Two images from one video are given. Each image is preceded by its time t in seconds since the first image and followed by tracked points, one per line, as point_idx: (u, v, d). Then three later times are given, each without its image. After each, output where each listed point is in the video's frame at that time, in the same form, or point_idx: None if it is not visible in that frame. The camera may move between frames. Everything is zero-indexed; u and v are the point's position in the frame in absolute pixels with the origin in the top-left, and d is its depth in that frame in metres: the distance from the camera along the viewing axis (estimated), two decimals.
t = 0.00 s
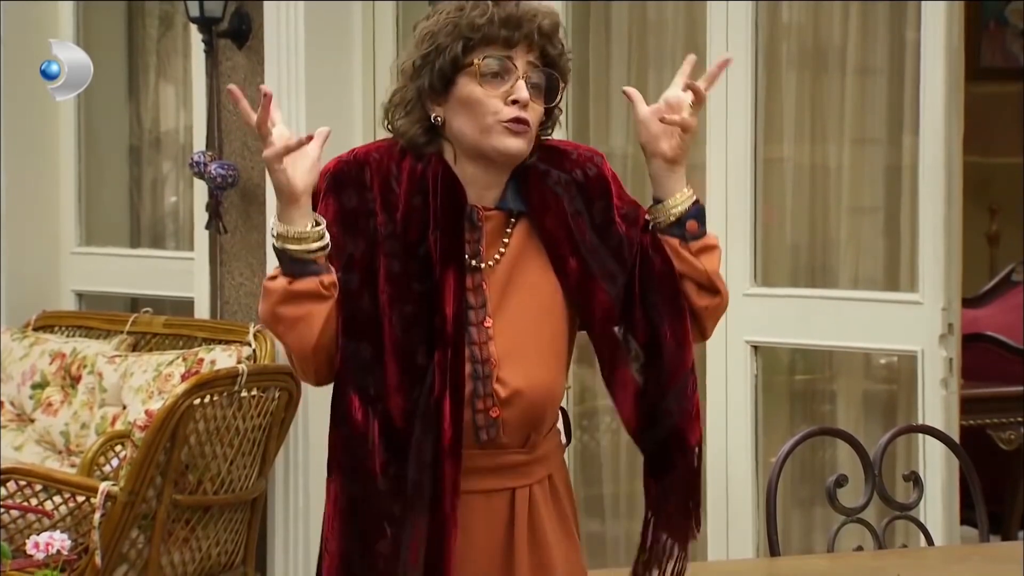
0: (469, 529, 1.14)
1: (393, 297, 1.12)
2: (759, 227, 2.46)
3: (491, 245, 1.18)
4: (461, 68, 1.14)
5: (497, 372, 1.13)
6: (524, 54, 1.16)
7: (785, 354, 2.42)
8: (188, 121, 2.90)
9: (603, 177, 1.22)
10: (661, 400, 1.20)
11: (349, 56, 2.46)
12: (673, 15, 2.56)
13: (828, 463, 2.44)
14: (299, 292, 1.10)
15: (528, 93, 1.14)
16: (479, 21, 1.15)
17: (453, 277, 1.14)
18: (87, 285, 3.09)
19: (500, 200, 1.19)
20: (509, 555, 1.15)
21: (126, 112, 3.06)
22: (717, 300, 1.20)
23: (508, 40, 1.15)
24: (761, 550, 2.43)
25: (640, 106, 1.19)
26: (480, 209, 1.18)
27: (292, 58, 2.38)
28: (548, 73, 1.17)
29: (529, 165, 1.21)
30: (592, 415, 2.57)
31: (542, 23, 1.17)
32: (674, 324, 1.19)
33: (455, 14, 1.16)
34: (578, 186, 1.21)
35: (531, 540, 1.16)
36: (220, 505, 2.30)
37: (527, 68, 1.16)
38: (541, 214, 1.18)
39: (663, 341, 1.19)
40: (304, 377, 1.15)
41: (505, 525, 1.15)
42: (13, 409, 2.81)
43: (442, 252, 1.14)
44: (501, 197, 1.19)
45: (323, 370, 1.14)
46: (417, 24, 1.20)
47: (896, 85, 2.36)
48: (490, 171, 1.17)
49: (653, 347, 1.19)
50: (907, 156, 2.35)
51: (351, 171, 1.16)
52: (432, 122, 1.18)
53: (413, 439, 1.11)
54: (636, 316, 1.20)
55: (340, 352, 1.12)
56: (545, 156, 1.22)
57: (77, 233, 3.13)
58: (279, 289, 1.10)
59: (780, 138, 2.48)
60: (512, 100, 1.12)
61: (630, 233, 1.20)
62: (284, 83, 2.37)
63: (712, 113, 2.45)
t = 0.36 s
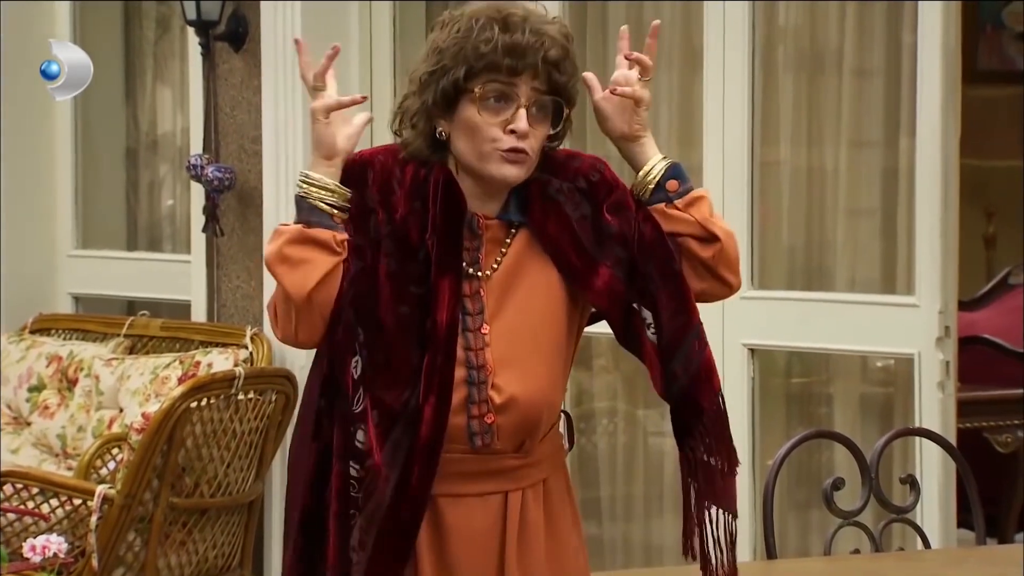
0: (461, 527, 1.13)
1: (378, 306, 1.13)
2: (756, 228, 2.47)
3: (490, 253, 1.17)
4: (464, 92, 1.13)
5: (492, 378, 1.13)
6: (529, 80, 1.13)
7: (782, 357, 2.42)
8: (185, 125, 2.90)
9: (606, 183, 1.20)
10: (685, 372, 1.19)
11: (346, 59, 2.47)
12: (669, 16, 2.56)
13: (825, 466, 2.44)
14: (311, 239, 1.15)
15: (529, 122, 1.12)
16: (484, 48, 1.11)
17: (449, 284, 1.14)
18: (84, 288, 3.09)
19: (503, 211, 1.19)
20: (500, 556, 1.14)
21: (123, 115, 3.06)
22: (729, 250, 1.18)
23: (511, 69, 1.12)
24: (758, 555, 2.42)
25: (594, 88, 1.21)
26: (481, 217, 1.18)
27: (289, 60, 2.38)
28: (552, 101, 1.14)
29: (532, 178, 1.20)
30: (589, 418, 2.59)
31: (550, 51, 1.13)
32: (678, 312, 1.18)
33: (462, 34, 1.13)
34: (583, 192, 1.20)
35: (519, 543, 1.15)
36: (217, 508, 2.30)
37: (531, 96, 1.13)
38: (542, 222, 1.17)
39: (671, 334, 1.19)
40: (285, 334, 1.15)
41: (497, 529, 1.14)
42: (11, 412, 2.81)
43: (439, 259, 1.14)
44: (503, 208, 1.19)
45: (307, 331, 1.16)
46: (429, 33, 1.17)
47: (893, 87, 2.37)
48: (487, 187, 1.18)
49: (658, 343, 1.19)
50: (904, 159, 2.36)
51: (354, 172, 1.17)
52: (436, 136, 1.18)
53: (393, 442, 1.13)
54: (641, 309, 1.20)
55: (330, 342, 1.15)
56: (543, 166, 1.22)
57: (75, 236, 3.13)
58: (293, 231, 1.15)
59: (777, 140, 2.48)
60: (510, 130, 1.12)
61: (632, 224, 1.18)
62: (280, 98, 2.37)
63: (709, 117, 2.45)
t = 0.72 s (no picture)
0: (458, 519, 1.19)
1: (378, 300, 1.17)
2: (752, 229, 2.47)
3: (492, 256, 1.22)
4: (452, 120, 1.16)
5: (492, 377, 1.18)
6: (514, 106, 1.14)
7: (777, 358, 2.42)
8: (180, 126, 2.89)
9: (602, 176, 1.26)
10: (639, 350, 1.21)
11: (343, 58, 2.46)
12: (665, 17, 2.56)
13: (820, 467, 2.44)
14: (349, 179, 1.19)
15: (516, 149, 1.15)
16: (465, 79, 1.13)
17: (449, 286, 1.20)
18: (80, 290, 3.09)
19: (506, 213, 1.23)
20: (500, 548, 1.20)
21: (119, 116, 3.06)
22: (708, 192, 1.21)
23: (492, 99, 1.13)
24: (754, 556, 2.41)
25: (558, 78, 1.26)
26: (484, 221, 1.23)
27: (284, 60, 2.38)
28: (541, 124, 1.16)
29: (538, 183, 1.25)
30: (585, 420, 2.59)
31: (532, 78, 1.13)
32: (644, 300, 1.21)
33: (448, 60, 1.14)
34: (585, 189, 1.26)
35: (520, 540, 1.20)
36: (212, 510, 2.29)
37: (518, 124, 1.15)
38: (542, 223, 1.22)
39: (646, 324, 1.21)
40: (302, 264, 1.16)
41: (497, 524, 1.20)
42: (7, 413, 2.81)
43: (441, 263, 1.20)
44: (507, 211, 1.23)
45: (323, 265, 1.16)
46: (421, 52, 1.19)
47: (888, 89, 2.37)
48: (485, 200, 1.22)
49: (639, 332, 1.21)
50: (899, 160, 2.36)
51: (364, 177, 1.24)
52: (434, 153, 1.21)
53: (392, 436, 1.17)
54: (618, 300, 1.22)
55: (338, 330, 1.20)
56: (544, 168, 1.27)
57: (70, 238, 3.13)
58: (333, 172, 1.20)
59: (773, 140, 2.48)
60: (497, 158, 1.15)
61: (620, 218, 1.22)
62: (277, 84, 2.38)
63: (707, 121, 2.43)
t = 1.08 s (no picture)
0: (464, 500, 1.20)
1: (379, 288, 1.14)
2: (750, 234, 2.45)
3: (493, 241, 1.21)
4: (450, 131, 1.14)
5: (498, 361, 1.17)
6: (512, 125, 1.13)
7: (775, 359, 2.41)
8: (177, 126, 2.89)
9: (600, 154, 1.25)
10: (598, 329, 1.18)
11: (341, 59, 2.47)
12: (662, 17, 2.57)
13: (818, 467, 2.44)
14: (388, 147, 1.12)
15: (512, 166, 1.14)
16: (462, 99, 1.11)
17: (454, 272, 1.18)
18: (78, 290, 3.09)
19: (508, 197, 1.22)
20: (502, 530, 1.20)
21: (116, 117, 3.06)
22: (707, 169, 1.16)
23: (488, 120, 1.11)
24: (752, 558, 2.41)
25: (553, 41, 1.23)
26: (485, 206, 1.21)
27: (281, 60, 2.38)
28: (538, 142, 1.14)
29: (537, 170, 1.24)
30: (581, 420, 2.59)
31: (529, 100, 1.11)
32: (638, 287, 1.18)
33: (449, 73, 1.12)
34: (583, 170, 1.25)
35: (524, 523, 1.20)
36: (209, 510, 2.29)
37: (514, 141, 1.13)
38: (544, 209, 1.22)
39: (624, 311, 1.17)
40: (327, 225, 1.09)
41: (502, 504, 1.21)
42: (4, 413, 2.81)
43: (445, 249, 1.18)
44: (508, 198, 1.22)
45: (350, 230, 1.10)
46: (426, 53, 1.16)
47: (886, 90, 2.37)
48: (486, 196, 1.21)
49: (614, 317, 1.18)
50: (897, 162, 2.36)
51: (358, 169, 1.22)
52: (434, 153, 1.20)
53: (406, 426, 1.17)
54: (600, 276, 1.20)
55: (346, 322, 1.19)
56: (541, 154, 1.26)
57: (67, 239, 3.13)
58: (374, 135, 1.12)
59: (770, 141, 2.48)
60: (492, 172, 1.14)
61: (616, 195, 1.20)
62: (273, 97, 2.37)
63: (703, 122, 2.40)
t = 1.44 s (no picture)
0: (464, 510, 1.20)
1: (394, 295, 1.14)
2: (747, 237, 2.45)
3: (492, 251, 1.22)
4: (464, 107, 1.18)
5: (498, 373, 1.18)
6: (529, 102, 1.17)
7: (771, 359, 2.42)
8: (173, 126, 2.88)
9: (596, 162, 1.27)
10: (613, 343, 1.21)
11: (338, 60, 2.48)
12: (658, 18, 2.56)
13: (814, 467, 2.46)
14: (417, 164, 1.13)
15: (526, 143, 1.17)
16: (487, 69, 1.15)
17: (452, 283, 1.19)
18: (74, 291, 3.09)
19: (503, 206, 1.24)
20: (501, 540, 1.21)
21: (113, 117, 3.06)
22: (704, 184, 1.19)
23: (512, 90, 1.15)
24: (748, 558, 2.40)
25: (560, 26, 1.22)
26: (481, 214, 1.22)
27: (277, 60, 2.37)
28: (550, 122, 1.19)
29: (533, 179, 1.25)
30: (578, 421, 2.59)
31: (552, 75, 1.16)
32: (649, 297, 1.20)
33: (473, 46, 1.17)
34: (579, 178, 1.26)
35: (524, 534, 1.21)
36: (205, 511, 2.27)
37: (529, 119, 1.17)
38: (541, 221, 1.23)
39: (644, 322, 1.20)
40: (353, 236, 1.10)
41: (502, 516, 1.21)
42: None
43: (444, 260, 1.20)
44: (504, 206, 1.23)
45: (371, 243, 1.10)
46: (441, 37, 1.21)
47: (882, 91, 2.37)
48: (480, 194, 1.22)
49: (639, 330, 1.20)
50: (893, 162, 2.36)
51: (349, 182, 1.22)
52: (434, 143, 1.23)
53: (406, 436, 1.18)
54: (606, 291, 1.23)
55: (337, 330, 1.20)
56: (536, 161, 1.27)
57: (63, 240, 3.13)
58: (405, 153, 1.13)
59: (766, 142, 2.48)
60: (506, 149, 1.16)
61: (620, 208, 1.23)
62: (269, 90, 2.36)
63: (699, 122, 2.40)
